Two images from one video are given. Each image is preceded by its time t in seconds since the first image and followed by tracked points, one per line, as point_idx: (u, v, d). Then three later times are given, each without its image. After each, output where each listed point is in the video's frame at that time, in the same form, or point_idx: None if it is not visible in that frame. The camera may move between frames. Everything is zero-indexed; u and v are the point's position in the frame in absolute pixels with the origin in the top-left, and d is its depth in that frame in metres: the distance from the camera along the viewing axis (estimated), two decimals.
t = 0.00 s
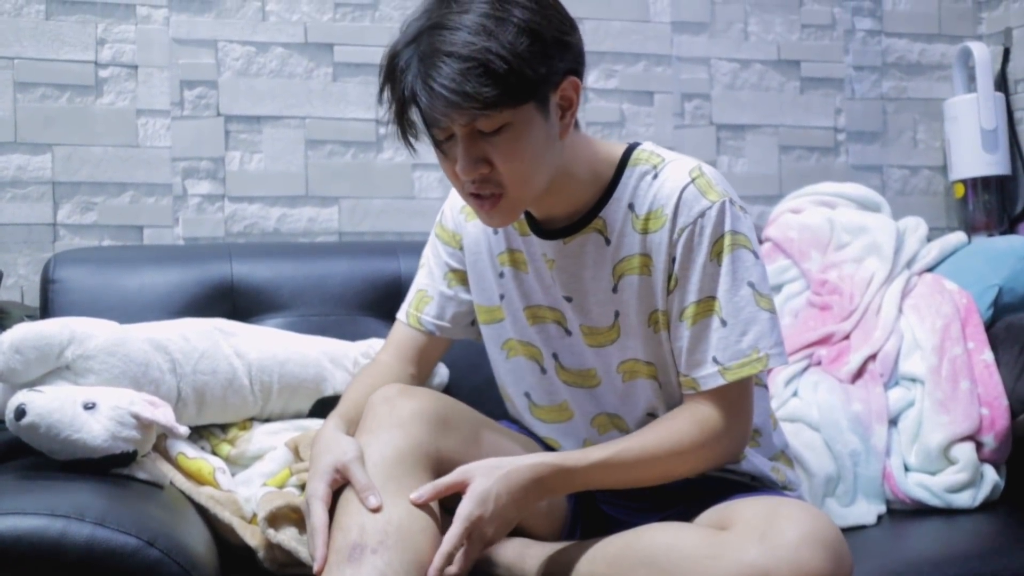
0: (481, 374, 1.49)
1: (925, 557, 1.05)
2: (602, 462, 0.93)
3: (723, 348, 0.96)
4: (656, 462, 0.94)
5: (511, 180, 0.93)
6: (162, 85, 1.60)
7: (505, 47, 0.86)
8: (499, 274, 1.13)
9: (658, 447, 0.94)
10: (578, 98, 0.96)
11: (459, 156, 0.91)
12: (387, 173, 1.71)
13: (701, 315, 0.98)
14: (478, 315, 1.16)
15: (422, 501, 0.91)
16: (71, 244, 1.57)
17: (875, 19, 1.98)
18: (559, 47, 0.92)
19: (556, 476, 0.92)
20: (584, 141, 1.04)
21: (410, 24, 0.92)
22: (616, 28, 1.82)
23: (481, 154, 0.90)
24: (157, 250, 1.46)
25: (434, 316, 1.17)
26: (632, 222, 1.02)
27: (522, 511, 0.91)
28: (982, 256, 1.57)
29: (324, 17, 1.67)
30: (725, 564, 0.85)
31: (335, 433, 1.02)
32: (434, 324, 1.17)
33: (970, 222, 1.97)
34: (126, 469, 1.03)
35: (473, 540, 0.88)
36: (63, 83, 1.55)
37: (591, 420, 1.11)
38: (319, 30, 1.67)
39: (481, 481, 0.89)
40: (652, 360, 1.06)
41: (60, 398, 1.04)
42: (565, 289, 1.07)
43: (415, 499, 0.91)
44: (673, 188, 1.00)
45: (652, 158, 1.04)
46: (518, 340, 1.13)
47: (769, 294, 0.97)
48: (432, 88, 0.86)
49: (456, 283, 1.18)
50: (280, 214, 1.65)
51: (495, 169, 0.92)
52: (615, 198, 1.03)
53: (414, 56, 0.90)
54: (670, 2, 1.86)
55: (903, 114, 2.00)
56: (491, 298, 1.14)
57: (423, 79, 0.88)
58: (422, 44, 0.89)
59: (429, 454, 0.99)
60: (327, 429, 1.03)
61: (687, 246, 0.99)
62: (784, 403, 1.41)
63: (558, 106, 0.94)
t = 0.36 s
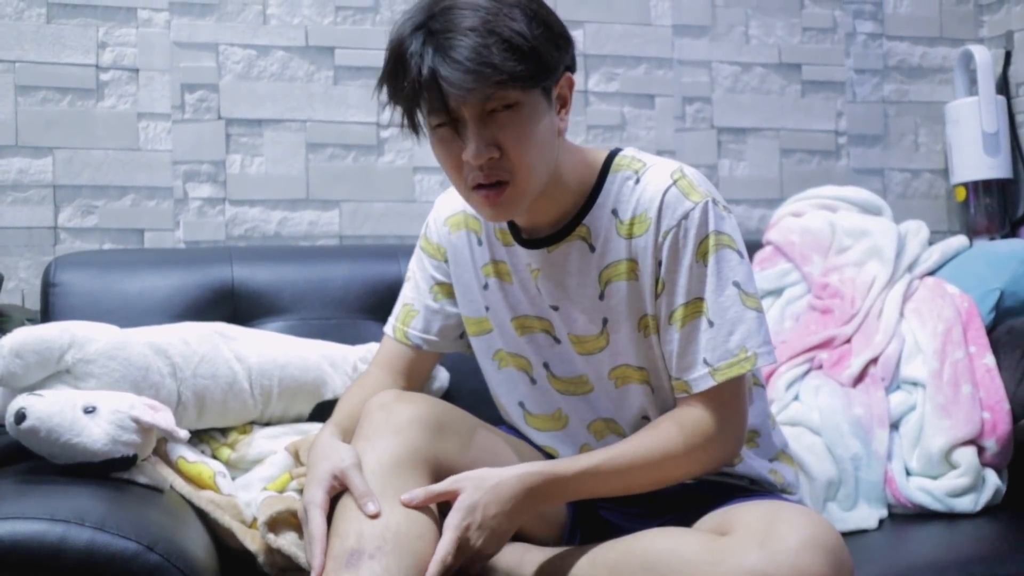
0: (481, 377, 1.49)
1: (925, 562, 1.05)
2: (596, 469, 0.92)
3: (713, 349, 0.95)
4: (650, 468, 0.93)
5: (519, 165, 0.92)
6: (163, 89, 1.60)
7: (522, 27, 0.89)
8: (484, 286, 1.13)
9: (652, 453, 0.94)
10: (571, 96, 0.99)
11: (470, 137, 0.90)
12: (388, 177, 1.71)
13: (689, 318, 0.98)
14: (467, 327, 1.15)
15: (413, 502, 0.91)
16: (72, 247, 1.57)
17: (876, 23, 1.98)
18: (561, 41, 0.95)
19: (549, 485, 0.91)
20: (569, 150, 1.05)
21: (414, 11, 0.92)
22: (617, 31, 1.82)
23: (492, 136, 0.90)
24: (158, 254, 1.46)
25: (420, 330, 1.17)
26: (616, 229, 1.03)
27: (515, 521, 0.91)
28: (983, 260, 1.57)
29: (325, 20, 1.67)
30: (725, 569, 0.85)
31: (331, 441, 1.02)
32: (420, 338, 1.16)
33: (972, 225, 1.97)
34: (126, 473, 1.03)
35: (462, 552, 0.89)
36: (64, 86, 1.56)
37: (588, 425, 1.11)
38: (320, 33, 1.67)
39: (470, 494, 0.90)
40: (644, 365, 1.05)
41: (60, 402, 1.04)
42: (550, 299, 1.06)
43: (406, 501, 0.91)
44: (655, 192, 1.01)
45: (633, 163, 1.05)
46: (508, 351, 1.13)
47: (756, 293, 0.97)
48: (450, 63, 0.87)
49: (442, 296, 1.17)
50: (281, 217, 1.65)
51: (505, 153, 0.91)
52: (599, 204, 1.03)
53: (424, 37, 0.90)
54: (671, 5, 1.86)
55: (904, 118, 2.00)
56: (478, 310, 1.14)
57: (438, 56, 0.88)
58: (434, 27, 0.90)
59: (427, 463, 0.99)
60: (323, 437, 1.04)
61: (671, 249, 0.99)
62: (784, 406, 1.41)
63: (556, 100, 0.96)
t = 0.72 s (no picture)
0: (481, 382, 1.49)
1: (926, 568, 1.05)
2: (593, 475, 0.92)
3: (710, 346, 0.96)
4: (647, 473, 0.93)
5: (534, 141, 0.95)
6: (163, 95, 1.60)
7: (530, 10, 0.96)
8: (480, 294, 1.13)
9: (649, 458, 0.93)
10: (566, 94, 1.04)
11: (489, 108, 0.93)
12: (388, 182, 1.71)
13: (686, 315, 0.98)
14: (461, 337, 1.15)
15: (411, 507, 0.91)
16: (72, 253, 1.57)
17: (875, 28, 1.99)
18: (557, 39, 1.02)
19: (547, 493, 0.91)
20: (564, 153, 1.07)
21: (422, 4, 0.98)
22: (617, 37, 1.83)
23: (509, 110, 0.93)
24: (158, 259, 1.46)
25: (414, 342, 1.17)
26: (611, 230, 1.03)
27: (514, 530, 0.91)
28: (982, 266, 1.57)
29: (325, 26, 1.68)
30: None
31: (328, 449, 1.02)
32: (414, 351, 1.17)
33: (971, 230, 1.97)
34: (125, 480, 1.03)
35: (458, 561, 0.89)
36: (64, 92, 1.56)
37: (587, 432, 1.11)
38: (320, 39, 1.67)
39: (467, 502, 0.90)
40: (643, 364, 1.05)
41: (60, 408, 1.04)
42: (548, 304, 1.07)
43: (404, 507, 0.91)
44: (650, 191, 1.02)
45: (626, 165, 1.06)
46: (507, 360, 1.13)
47: (752, 289, 0.97)
48: (471, 35, 0.91)
49: (436, 308, 1.18)
50: (281, 222, 1.66)
51: (521, 128, 0.94)
52: (593, 208, 1.03)
53: (437, 18, 0.94)
54: (670, 11, 1.86)
55: (904, 123, 2.00)
56: (474, 319, 1.14)
57: (456, 32, 0.92)
58: (445, 12, 0.95)
59: (425, 470, 0.99)
60: (320, 446, 1.04)
61: (667, 248, 0.99)
62: (784, 412, 1.41)
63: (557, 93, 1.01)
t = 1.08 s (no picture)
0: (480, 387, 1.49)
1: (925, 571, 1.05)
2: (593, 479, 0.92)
3: (711, 337, 0.96)
4: (646, 474, 0.93)
5: (557, 120, 0.99)
6: (162, 99, 1.60)
7: None
8: (482, 295, 1.13)
9: (647, 458, 0.93)
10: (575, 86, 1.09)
11: (518, 85, 0.97)
12: (386, 186, 1.71)
13: (687, 307, 0.98)
14: (461, 340, 1.16)
15: (409, 511, 0.91)
16: (70, 257, 1.57)
17: (873, 32, 1.99)
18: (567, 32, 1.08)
19: (543, 502, 0.91)
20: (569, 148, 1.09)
21: None
22: (615, 41, 1.83)
23: (535, 88, 0.98)
24: (156, 264, 1.46)
25: (411, 347, 1.17)
26: (619, 222, 1.04)
27: (510, 541, 0.91)
28: (981, 269, 1.57)
29: (323, 31, 1.68)
30: None
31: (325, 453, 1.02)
32: (411, 355, 1.17)
33: (969, 234, 1.97)
34: (123, 485, 1.03)
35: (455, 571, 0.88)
36: (62, 97, 1.56)
37: (591, 429, 1.10)
38: (318, 44, 1.67)
39: (465, 510, 0.90)
40: (648, 356, 1.05)
41: (57, 414, 1.04)
42: (556, 298, 1.07)
43: (401, 511, 0.91)
44: (659, 183, 1.03)
45: (634, 162, 1.07)
46: (508, 361, 1.13)
47: (757, 282, 0.97)
48: (501, 13, 0.97)
49: (433, 312, 1.17)
50: (279, 227, 1.66)
51: (545, 106, 0.98)
52: (601, 201, 1.05)
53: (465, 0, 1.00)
54: (668, 15, 1.86)
55: (901, 127, 2.01)
56: (474, 321, 1.14)
57: (486, 11, 0.98)
58: None
59: (422, 474, 0.99)
60: (317, 450, 1.03)
61: (673, 238, 1.00)
62: (783, 416, 1.41)
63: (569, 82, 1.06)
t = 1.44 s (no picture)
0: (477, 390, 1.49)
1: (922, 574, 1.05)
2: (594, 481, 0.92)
3: (712, 334, 0.96)
4: (645, 476, 0.93)
5: (571, 110, 1.01)
6: (160, 103, 1.60)
7: None
8: (486, 294, 1.13)
9: (648, 459, 0.93)
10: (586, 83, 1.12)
11: (535, 72, 0.99)
12: (384, 190, 1.71)
13: (690, 305, 0.98)
14: (462, 339, 1.16)
15: (408, 516, 0.91)
16: (68, 261, 1.57)
17: (870, 36, 1.99)
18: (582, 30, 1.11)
19: (541, 508, 0.91)
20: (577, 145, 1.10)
21: None
22: (613, 45, 1.83)
23: (551, 78, 1.00)
24: (154, 268, 1.46)
25: (410, 347, 1.17)
26: (627, 219, 1.05)
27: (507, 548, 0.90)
28: (979, 272, 1.57)
29: (321, 34, 1.68)
30: None
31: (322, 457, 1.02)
32: (410, 356, 1.17)
33: (967, 237, 1.98)
34: (121, 489, 1.03)
35: None
36: (60, 101, 1.56)
37: (592, 428, 1.10)
38: (315, 48, 1.67)
39: (463, 517, 0.90)
40: (654, 352, 1.04)
41: (54, 418, 1.03)
42: (563, 294, 1.07)
43: (400, 515, 0.91)
44: (668, 181, 1.04)
45: (642, 162, 1.08)
46: (508, 361, 1.12)
47: (761, 283, 0.97)
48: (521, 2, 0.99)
49: (434, 313, 1.17)
50: (277, 230, 1.66)
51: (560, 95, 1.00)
52: (610, 199, 1.06)
53: None
54: (666, 18, 1.87)
55: (898, 130, 2.01)
56: (477, 320, 1.14)
57: None
58: None
59: (420, 478, 0.99)
60: (315, 454, 1.03)
61: (680, 236, 1.00)
62: (780, 419, 1.41)
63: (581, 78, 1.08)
